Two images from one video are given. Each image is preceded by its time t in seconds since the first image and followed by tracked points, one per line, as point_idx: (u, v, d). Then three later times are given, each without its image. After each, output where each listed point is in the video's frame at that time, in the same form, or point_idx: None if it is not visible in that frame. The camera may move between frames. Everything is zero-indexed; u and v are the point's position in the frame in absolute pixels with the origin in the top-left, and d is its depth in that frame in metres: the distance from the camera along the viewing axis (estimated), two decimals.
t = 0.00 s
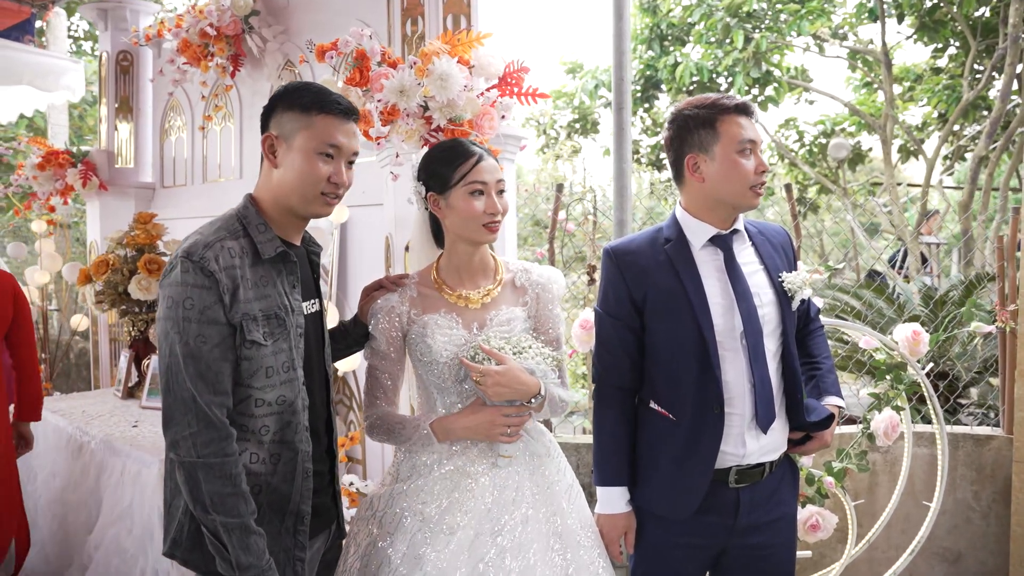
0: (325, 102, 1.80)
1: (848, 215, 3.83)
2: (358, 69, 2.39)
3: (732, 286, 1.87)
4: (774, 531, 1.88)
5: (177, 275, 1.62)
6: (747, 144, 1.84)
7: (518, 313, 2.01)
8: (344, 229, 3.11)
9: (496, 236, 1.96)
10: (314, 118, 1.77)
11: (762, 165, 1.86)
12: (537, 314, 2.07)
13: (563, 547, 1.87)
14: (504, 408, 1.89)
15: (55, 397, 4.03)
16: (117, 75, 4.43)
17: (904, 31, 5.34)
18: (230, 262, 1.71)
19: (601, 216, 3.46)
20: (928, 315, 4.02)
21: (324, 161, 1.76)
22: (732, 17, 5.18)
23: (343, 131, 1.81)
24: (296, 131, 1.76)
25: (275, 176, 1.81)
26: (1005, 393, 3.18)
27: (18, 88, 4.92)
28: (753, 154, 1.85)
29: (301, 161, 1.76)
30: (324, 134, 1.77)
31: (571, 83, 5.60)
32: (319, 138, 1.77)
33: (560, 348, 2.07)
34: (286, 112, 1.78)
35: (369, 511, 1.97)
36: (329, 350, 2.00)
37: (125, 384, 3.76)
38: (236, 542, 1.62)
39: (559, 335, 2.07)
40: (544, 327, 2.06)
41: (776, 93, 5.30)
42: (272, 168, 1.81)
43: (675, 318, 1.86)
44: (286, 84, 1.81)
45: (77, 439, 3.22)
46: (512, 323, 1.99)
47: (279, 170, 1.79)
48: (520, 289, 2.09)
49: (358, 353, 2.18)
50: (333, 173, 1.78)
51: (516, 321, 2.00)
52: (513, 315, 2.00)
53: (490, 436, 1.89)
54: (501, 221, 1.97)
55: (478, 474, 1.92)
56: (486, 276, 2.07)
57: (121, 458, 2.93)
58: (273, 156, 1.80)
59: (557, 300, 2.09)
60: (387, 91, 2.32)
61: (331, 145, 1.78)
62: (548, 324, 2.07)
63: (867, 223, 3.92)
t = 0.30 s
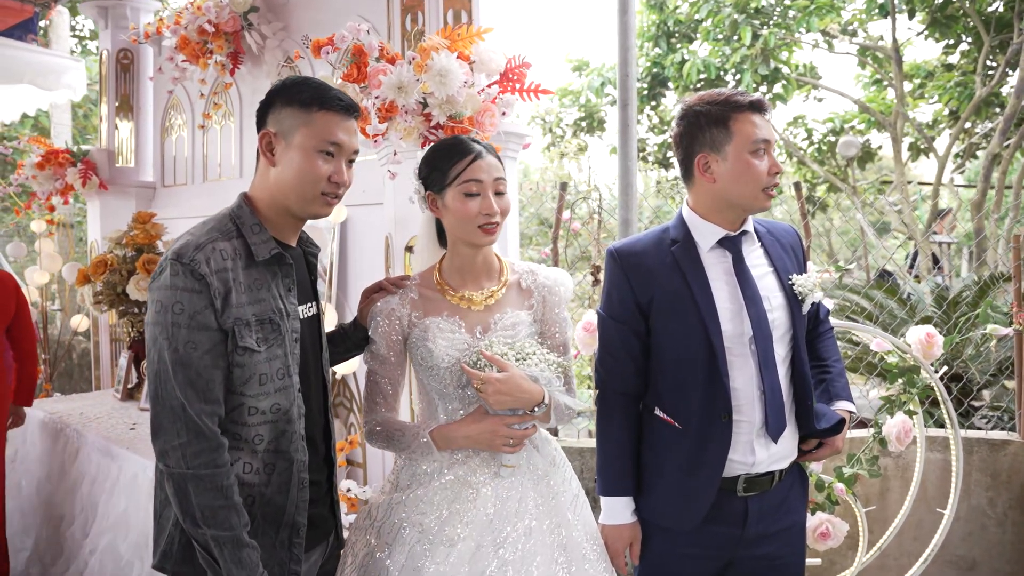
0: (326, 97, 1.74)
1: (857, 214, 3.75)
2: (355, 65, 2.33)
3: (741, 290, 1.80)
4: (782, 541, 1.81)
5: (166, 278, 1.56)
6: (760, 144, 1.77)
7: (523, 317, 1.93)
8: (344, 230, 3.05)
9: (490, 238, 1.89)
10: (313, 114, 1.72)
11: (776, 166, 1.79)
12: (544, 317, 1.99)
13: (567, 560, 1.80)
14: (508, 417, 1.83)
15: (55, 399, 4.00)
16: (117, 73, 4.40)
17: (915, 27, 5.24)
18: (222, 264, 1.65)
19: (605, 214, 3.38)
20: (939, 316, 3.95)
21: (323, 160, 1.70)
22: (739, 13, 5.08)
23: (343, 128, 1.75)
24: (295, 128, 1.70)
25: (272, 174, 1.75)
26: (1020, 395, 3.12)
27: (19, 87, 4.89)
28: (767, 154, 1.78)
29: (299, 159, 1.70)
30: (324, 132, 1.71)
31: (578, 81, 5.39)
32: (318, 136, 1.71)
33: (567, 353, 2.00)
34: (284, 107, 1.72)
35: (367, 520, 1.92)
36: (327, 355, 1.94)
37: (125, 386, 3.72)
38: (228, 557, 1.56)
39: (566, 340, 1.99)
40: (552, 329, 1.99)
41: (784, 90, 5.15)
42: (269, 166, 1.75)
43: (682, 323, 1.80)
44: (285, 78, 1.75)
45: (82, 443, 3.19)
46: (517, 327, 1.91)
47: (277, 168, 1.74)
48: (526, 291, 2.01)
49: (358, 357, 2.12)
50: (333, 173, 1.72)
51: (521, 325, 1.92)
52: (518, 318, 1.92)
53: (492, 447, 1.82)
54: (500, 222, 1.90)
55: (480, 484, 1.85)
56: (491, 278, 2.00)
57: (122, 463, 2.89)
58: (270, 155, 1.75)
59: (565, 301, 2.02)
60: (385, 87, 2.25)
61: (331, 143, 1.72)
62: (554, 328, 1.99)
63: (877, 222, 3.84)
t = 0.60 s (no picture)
0: (324, 87, 1.69)
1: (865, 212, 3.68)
2: (352, 58, 2.28)
3: (747, 290, 1.75)
4: (789, 548, 1.76)
5: (152, 276, 1.50)
6: (741, 141, 1.69)
7: (526, 317, 1.88)
8: (344, 227, 3.01)
9: (483, 236, 1.84)
10: (312, 105, 1.66)
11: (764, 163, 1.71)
12: (547, 318, 1.92)
13: (569, 569, 1.75)
14: (508, 421, 1.76)
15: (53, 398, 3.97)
16: (116, 69, 4.36)
17: (925, 23, 5.15)
18: (211, 261, 1.59)
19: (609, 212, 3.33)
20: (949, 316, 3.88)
21: (326, 152, 1.66)
22: (746, 9, 4.97)
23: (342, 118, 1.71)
24: (294, 120, 1.65)
25: (270, 168, 1.68)
26: None
27: (20, 83, 4.85)
28: (750, 151, 1.70)
29: (302, 152, 1.65)
30: (325, 123, 1.66)
31: (582, 79, 5.29)
32: (316, 127, 1.66)
33: (572, 355, 1.93)
34: (281, 98, 1.66)
35: (363, 524, 1.87)
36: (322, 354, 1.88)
37: (123, 386, 3.67)
38: (221, 567, 1.51)
39: (570, 342, 1.93)
40: (556, 330, 1.92)
41: (790, 87, 5.09)
42: (266, 159, 1.68)
43: (687, 322, 1.74)
44: (279, 68, 1.69)
45: (82, 442, 3.14)
46: (520, 327, 1.86)
47: (276, 162, 1.67)
48: (531, 290, 1.95)
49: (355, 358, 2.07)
50: (336, 166, 1.68)
51: (523, 325, 1.86)
52: (522, 319, 1.87)
53: (492, 451, 1.76)
54: (497, 219, 1.84)
55: (479, 489, 1.80)
56: (493, 277, 1.94)
57: (120, 463, 2.84)
58: (269, 148, 1.68)
59: (570, 302, 1.95)
60: (381, 82, 2.20)
61: (332, 135, 1.68)
62: (558, 329, 1.92)
63: (885, 221, 3.77)
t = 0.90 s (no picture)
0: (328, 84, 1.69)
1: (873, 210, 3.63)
2: (349, 56, 2.25)
3: (745, 288, 1.69)
4: (794, 556, 1.72)
5: (150, 276, 1.46)
6: (696, 139, 1.69)
7: (528, 318, 1.83)
8: (346, 225, 2.97)
9: (477, 235, 1.80)
10: (328, 103, 1.66)
11: (724, 159, 1.67)
12: (550, 320, 1.87)
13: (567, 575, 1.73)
14: (508, 426, 1.73)
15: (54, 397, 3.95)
16: (118, 68, 4.35)
17: (934, 19, 5.07)
18: (211, 260, 1.54)
19: (612, 211, 3.29)
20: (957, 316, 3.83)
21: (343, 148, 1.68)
22: (752, 6, 4.86)
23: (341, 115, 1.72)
24: (315, 116, 1.63)
25: (289, 165, 1.63)
26: None
27: (22, 82, 4.85)
28: (705, 146, 1.68)
29: (326, 150, 1.64)
30: (340, 120, 1.67)
31: (588, 77, 5.27)
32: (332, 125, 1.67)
33: (574, 358, 1.88)
34: (301, 95, 1.62)
35: (360, 528, 1.84)
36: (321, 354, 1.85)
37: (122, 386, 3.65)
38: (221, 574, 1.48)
39: (573, 345, 1.88)
40: (558, 332, 1.87)
41: (797, 85, 4.94)
42: (285, 156, 1.62)
43: (685, 321, 1.70)
44: (286, 64, 1.63)
45: (80, 442, 3.12)
46: (521, 329, 1.81)
47: (298, 160, 1.63)
48: (532, 291, 1.90)
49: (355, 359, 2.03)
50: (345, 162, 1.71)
51: (525, 327, 1.82)
52: (523, 321, 1.82)
53: (491, 456, 1.73)
54: (492, 217, 1.80)
55: (478, 493, 1.76)
56: (494, 276, 1.89)
57: (119, 464, 2.81)
58: (291, 147, 1.62)
59: (572, 304, 1.90)
60: (379, 79, 2.17)
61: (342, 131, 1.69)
62: (561, 331, 1.87)
63: (893, 220, 3.71)
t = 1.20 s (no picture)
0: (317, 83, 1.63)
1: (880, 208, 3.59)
2: (346, 53, 2.21)
3: (739, 287, 1.65)
4: (796, 562, 1.68)
5: (156, 265, 1.42)
6: (682, 136, 1.68)
7: (525, 319, 1.80)
8: (346, 223, 2.95)
9: (468, 234, 1.77)
10: (308, 102, 1.60)
11: (707, 156, 1.65)
12: (548, 321, 1.84)
13: None
14: (500, 430, 1.69)
15: (57, 396, 3.95)
16: (121, 66, 4.34)
17: (943, 15, 4.98)
18: (215, 250, 1.51)
19: (615, 209, 3.25)
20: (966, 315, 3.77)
21: (319, 147, 1.61)
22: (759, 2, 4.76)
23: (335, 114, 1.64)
24: (288, 114, 1.59)
25: (265, 164, 1.62)
26: None
27: (26, 82, 4.85)
28: (691, 143, 1.67)
29: (297, 149, 1.59)
30: (318, 118, 1.60)
31: (592, 75, 5.22)
32: (312, 125, 1.61)
33: (571, 360, 1.84)
34: (278, 94, 1.60)
35: (353, 529, 1.82)
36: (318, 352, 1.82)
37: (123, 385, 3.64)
38: (231, 561, 1.43)
39: (571, 347, 1.84)
40: (556, 333, 1.84)
41: (805, 83, 4.81)
42: (260, 156, 1.61)
43: (678, 319, 1.68)
44: (273, 64, 1.62)
45: (81, 442, 3.11)
46: (518, 330, 1.78)
47: (271, 159, 1.61)
48: (530, 290, 1.87)
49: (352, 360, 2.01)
50: (330, 161, 1.63)
51: (522, 329, 1.78)
52: (520, 321, 1.79)
53: (481, 460, 1.69)
54: (484, 216, 1.77)
55: (471, 496, 1.74)
56: (490, 276, 1.87)
57: (118, 464, 2.80)
58: (265, 146, 1.61)
59: (571, 304, 1.87)
60: (375, 76, 2.14)
61: (326, 129, 1.62)
62: (558, 333, 1.84)
63: (901, 218, 3.66)
